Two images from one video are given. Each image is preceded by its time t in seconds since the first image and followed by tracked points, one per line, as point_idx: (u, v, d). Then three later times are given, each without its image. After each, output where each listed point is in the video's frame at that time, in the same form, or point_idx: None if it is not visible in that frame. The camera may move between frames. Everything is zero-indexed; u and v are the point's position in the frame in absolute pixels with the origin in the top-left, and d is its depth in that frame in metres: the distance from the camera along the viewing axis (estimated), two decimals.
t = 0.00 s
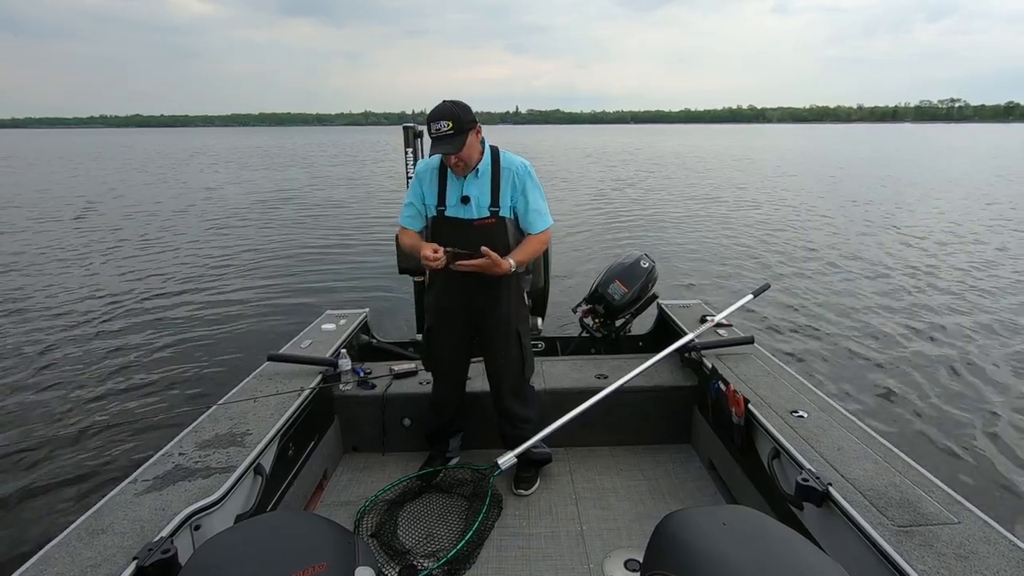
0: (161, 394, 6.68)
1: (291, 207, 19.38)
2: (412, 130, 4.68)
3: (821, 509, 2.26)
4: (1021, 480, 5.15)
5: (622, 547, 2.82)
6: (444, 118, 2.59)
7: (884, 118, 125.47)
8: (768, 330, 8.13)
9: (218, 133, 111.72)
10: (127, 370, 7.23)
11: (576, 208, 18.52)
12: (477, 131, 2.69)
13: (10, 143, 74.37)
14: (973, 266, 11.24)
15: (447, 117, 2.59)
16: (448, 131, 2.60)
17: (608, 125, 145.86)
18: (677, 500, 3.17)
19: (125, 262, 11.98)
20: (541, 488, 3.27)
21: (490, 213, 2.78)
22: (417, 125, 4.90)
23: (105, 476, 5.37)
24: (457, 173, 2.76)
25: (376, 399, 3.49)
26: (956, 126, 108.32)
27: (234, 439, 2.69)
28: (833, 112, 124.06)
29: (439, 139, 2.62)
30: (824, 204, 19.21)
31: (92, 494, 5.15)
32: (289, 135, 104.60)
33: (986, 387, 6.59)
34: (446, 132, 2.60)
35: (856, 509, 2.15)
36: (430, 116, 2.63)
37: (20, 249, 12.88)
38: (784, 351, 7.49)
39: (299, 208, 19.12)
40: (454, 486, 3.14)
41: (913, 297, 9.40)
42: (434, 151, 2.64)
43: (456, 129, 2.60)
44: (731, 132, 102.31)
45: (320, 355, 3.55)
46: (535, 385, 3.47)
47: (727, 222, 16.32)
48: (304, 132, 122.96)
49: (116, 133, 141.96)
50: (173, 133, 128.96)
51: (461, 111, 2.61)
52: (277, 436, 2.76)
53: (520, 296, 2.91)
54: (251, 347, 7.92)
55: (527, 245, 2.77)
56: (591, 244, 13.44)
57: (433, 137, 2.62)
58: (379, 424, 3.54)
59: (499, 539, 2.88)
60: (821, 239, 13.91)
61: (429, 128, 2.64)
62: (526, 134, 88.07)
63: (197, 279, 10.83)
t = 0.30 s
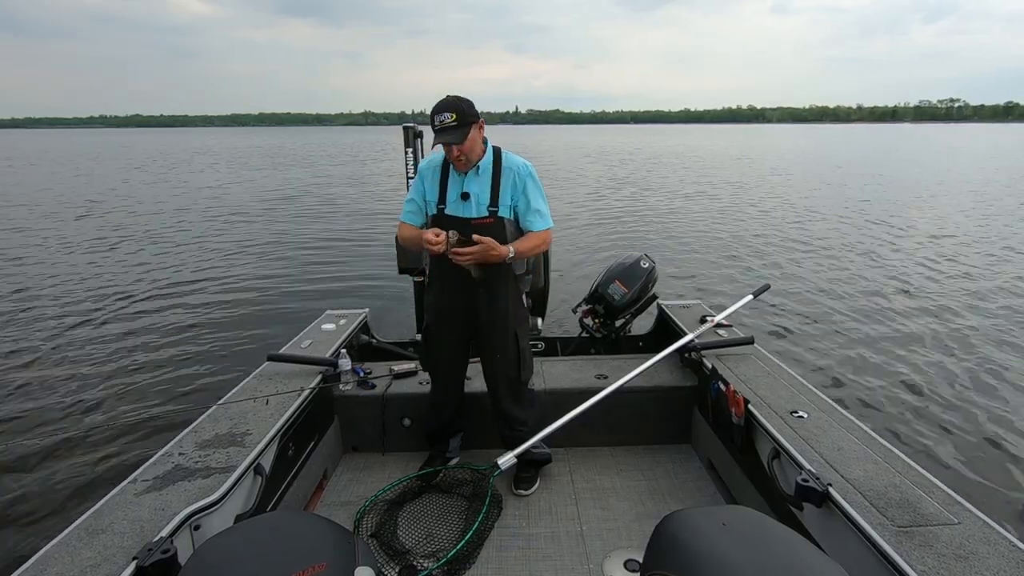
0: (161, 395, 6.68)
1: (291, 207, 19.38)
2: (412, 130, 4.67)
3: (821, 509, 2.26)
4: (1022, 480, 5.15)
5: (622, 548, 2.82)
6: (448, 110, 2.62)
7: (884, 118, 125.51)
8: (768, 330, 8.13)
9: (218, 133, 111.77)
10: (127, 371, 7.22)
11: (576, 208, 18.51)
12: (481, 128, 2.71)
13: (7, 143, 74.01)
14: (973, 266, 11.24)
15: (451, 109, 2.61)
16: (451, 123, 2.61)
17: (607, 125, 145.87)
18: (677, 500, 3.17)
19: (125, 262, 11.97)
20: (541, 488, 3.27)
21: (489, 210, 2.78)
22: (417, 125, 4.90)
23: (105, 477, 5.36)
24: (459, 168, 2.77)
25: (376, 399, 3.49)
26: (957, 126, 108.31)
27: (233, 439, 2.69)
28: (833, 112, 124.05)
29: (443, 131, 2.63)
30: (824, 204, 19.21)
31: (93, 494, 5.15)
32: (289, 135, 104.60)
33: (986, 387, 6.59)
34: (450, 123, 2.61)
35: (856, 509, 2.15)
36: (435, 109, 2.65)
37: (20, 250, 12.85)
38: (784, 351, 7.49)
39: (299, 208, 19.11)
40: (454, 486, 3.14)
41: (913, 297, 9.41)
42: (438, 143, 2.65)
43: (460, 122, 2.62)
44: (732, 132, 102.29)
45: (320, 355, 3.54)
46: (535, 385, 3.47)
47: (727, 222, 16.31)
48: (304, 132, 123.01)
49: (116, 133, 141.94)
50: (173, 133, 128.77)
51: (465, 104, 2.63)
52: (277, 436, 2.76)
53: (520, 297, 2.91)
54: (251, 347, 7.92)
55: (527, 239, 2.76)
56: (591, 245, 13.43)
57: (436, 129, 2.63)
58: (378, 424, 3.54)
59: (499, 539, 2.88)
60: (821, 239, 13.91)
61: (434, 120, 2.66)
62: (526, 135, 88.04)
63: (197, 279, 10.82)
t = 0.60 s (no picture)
0: (162, 395, 6.68)
1: (291, 207, 19.36)
2: (412, 130, 4.66)
3: (822, 509, 2.26)
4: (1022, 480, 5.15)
5: (622, 547, 2.82)
6: (452, 108, 2.63)
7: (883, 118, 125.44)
8: (769, 330, 8.12)
9: (218, 133, 111.69)
10: (128, 371, 7.22)
11: (576, 209, 18.50)
12: (483, 126, 2.72)
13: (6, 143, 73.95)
14: (973, 266, 11.24)
15: (454, 108, 2.62)
16: (455, 121, 2.62)
17: (607, 125, 145.82)
18: (677, 500, 3.17)
19: (125, 263, 11.94)
20: (541, 488, 3.27)
21: (490, 208, 2.78)
22: (417, 125, 4.89)
23: (107, 477, 5.37)
24: (460, 166, 2.77)
25: (376, 399, 3.49)
26: (957, 126, 108.32)
27: (234, 439, 2.70)
28: (833, 112, 124.00)
29: (446, 128, 2.64)
30: (824, 204, 19.20)
31: (93, 494, 5.15)
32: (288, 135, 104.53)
33: (986, 387, 6.58)
34: (453, 121, 2.62)
35: (856, 509, 2.16)
36: (438, 106, 2.66)
37: (20, 250, 12.84)
38: (785, 351, 7.49)
39: (298, 208, 19.10)
40: (454, 486, 3.14)
41: (913, 297, 9.40)
42: (440, 140, 2.66)
43: (463, 120, 2.63)
44: (732, 132, 102.04)
45: (320, 355, 3.54)
46: (535, 385, 3.48)
47: (727, 222, 16.30)
48: (303, 133, 122.96)
49: (116, 133, 141.89)
50: (172, 133, 128.70)
51: (469, 103, 2.65)
52: (277, 436, 2.76)
53: (520, 298, 2.91)
54: (251, 347, 7.91)
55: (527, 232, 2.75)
56: (591, 245, 13.43)
57: (439, 127, 2.64)
58: (378, 424, 3.55)
59: (499, 539, 2.88)
60: (821, 238, 13.90)
61: (437, 118, 2.67)
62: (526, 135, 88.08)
63: (197, 280, 10.81)
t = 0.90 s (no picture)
0: (162, 395, 6.67)
1: (291, 207, 19.34)
2: (412, 130, 4.66)
3: (822, 509, 2.26)
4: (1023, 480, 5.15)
5: (622, 547, 2.82)
6: (454, 113, 2.62)
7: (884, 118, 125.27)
8: (769, 330, 8.12)
9: (218, 134, 111.69)
10: (128, 371, 7.21)
11: (576, 209, 18.48)
12: (485, 128, 2.72)
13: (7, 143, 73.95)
14: (974, 266, 11.24)
15: (457, 111, 2.61)
16: (457, 125, 2.62)
17: (607, 125, 145.78)
18: (677, 500, 3.17)
19: (124, 263, 11.92)
20: (542, 488, 3.27)
21: (491, 210, 2.78)
22: (417, 125, 4.89)
23: (106, 477, 5.37)
24: (462, 169, 2.77)
25: (376, 399, 3.49)
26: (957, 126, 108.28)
27: (234, 439, 2.69)
28: (833, 111, 123.79)
29: (449, 133, 2.63)
30: (825, 204, 19.18)
31: (93, 494, 5.15)
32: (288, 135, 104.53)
33: (986, 387, 6.58)
34: (455, 126, 2.62)
35: (856, 509, 2.15)
36: (440, 110, 2.65)
37: (19, 250, 12.83)
38: (785, 351, 7.48)
39: (298, 207, 19.08)
40: (454, 486, 3.14)
41: (913, 297, 9.39)
42: (443, 144, 2.66)
43: (466, 124, 2.62)
44: (731, 132, 102.02)
45: (320, 355, 3.54)
46: (534, 385, 3.47)
47: (727, 222, 16.29)
48: (303, 133, 122.94)
49: (115, 133, 141.81)
50: (172, 132, 128.05)
51: (472, 108, 2.64)
52: (277, 436, 2.76)
53: (520, 301, 2.91)
54: (251, 347, 7.90)
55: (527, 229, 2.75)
56: (591, 245, 13.42)
57: (442, 131, 2.64)
58: (378, 424, 3.55)
59: (499, 539, 2.88)
60: (821, 238, 13.89)
61: (439, 122, 2.66)
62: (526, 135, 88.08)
63: (197, 280, 10.81)
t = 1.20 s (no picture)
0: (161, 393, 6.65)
1: (291, 206, 19.32)
2: (412, 130, 4.66)
3: (822, 509, 2.26)
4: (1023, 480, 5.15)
5: (622, 547, 2.82)
6: (454, 112, 2.61)
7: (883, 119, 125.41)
8: (769, 330, 8.12)
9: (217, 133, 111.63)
10: (128, 369, 7.20)
11: (577, 208, 18.48)
12: (485, 128, 2.72)
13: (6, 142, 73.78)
14: (973, 266, 11.25)
15: (458, 110, 2.61)
16: (458, 125, 2.61)
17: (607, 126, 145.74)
18: (677, 499, 3.17)
19: (124, 262, 11.91)
20: (542, 488, 3.27)
21: (490, 210, 2.78)
22: (417, 125, 4.89)
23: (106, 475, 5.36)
24: (462, 168, 2.77)
25: (376, 399, 3.49)
26: (956, 126, 108.26)
27: (234, 439, 2.70)
28: (833, 112, 123.84)
29: (449, 132, 2.63)
30: (825, 204, 19.20)
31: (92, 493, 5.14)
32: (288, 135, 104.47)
33: (987, 386, 6.57)
34: (456, 125, 2.61)
35: (856, 509, 2.16)
36: (441, 109, 2.65)
37: (19, 249, 12.81)
38: (785, 351, 7.49)
39: (297, 207, 19.05)
40: (454, 486, 3.14)
41: (913, 297, 9.39)
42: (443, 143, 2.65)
43: (467, 123, 2.62)
44: (731, 132, 102.02)
45: (320, 355, 3.54)
46: (534, 385, 3.48)
47: (727, 221, 16.29)
48: (303, 133, 122.91)
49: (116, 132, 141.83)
50: (172, 132, 128.10)
51: (473, 107, 2.64)
52: (277, 436, 2.76)
53: (519, 302, 2.92)
54: (251, 346, 7.90)
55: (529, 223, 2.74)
56: (591, 244, 13.42)
57: (444, 130, 2.64)
58: (378, 424, 3.55)
59: (499, 539, 2.88)
60: (821, 238, 13.90)
61: (440, 122, 2.65)
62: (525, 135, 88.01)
63: (197, 278, 10.80)
